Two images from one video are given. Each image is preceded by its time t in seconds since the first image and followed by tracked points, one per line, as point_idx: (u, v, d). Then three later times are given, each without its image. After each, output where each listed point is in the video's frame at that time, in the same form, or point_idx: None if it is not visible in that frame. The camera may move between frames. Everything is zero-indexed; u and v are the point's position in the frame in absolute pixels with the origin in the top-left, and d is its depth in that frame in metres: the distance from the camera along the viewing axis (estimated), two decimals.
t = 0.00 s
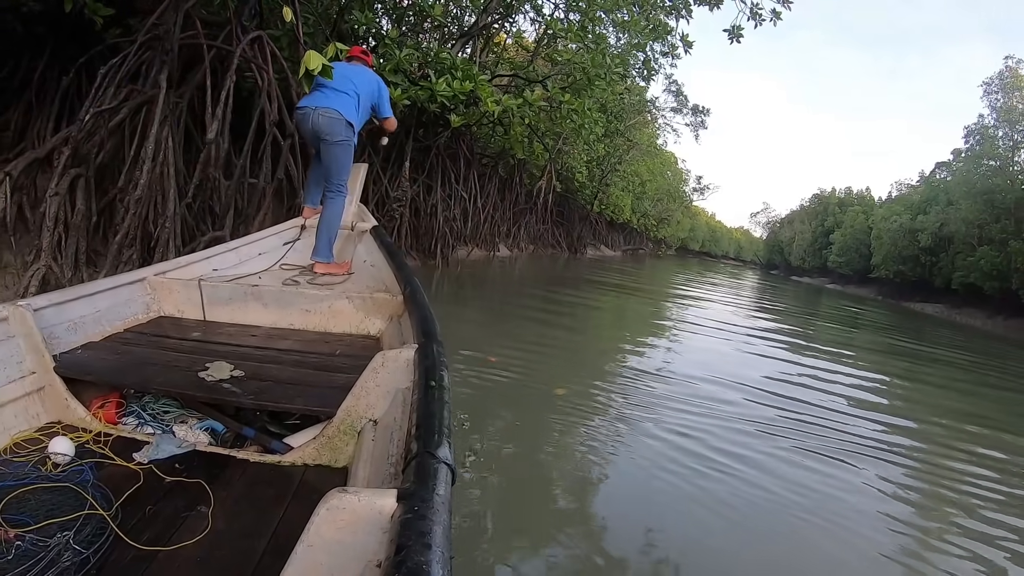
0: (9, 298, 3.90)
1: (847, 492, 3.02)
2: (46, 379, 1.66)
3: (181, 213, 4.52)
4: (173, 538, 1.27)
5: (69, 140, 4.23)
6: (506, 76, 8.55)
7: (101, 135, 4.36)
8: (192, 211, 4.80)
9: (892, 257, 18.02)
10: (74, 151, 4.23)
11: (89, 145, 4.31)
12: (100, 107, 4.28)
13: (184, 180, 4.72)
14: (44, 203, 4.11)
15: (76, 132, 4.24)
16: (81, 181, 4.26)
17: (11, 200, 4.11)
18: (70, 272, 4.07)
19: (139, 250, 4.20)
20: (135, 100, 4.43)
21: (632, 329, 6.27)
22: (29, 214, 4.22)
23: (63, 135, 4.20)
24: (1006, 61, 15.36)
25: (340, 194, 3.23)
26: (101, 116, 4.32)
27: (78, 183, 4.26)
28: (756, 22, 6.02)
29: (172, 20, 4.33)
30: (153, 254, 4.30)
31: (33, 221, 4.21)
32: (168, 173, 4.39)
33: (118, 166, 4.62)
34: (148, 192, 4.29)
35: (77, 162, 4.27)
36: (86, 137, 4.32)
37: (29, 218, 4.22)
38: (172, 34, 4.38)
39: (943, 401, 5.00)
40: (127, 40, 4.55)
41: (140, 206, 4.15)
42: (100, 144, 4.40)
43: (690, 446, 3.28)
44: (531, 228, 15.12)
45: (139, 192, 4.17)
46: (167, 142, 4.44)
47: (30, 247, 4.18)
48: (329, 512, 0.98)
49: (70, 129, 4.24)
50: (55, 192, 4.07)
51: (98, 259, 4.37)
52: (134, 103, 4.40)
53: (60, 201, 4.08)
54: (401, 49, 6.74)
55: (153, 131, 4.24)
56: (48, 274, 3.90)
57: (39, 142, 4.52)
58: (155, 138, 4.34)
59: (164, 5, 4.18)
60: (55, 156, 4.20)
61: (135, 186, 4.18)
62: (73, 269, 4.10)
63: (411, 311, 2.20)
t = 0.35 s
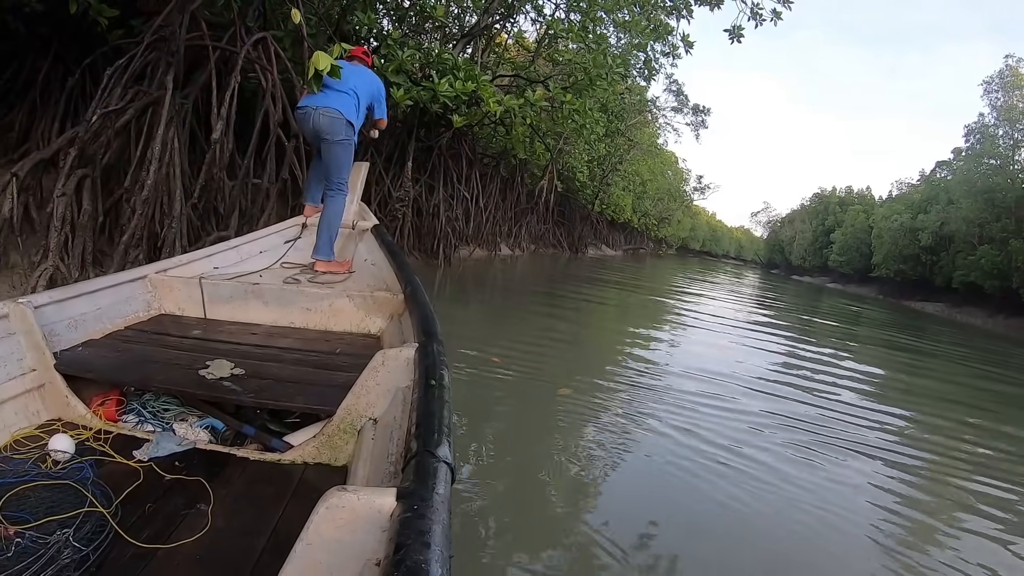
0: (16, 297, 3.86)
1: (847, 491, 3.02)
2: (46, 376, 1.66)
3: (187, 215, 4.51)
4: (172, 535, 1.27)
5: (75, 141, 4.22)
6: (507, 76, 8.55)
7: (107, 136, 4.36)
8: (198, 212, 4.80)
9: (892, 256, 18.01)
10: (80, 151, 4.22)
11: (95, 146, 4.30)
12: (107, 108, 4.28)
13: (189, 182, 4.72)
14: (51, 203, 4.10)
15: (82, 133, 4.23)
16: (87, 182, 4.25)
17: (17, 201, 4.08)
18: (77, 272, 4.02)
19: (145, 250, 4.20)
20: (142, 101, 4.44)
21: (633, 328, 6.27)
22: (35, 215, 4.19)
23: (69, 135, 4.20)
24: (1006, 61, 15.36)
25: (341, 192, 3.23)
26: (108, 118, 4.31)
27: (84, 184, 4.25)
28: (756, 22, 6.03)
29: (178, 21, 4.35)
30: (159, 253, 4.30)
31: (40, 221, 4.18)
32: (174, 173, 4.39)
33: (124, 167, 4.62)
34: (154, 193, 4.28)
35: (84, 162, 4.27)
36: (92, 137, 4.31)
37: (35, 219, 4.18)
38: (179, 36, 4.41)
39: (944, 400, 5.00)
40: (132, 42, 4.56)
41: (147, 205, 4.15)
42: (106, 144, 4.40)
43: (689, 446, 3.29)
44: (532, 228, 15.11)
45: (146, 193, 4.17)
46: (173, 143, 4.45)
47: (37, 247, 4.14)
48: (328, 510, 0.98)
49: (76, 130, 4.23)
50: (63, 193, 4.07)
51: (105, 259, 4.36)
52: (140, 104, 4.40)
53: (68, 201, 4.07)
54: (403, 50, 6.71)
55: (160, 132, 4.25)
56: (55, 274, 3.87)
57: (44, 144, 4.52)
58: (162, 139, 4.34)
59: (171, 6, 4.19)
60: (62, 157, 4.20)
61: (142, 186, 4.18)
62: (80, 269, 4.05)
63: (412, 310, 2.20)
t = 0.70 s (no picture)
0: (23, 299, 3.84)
1: (849, 490, 3.02)
2: (49, 379, 1.66)
3: (193, 217, 4.52)
4: (176, 537, 1.27)
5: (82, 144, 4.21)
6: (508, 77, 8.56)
7: (113, 138, 4.35)
8: (203, 214, 4.78)
9: (892, 257, 18.00)
10: (87, 154, 4.22)
11: (101, 148, 4.29)
12: (114, 110, 4.29)
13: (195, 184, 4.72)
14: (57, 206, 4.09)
15: (88, 136, 4.23)
16: (94, 184, 4.25)
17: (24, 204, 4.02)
18: (83, 274, 4.02)
19: (152, 252, 4.19)
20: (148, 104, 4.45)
21: (634, 329, 6.27)
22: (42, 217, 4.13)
23: (76, 138, 4.19)
24: (1006, 62, 15.36)
25: (343, 194, 3.22)
26: (115, 120, 4.34)
27: (91, 186, 4.25)
28: (757, 24, 6.05)
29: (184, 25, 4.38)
30: (165, 255, 4.31)
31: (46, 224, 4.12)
32: (180, 176, 4.40)
33: (129, 169, 4.61)
34: (161, 195, 4.29)
35: (90, 165, 4.26)
36: (98, 140, 4.30)
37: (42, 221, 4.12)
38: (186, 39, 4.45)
39: (945, 399, 5.00)
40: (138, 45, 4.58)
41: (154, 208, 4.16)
42: (113, 146, 4.39)
43: (691, 445, 3.29)
44: (533, 228, 15.10)
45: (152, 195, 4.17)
46: (179, 146, 4.46)
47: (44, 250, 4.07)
48: (331, 511, 0.98)
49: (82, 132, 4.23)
50: (69, 196, 4.05)
51: (111, 261, 4.34)
52: (146, 106, 4.42)
53: (75, 204, 4.06)
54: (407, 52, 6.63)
55: (166, 135, 4.26)
56: (64, 276, 3.85)
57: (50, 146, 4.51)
58: (168, 142, 4.35)
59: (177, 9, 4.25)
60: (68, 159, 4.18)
61: (149, 188, 4.18)
62: (87, 271, 4.05)
63: (413, 310, 2.20)
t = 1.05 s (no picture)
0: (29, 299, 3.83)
1: (849, 491, 3.02)
2: (51, 381, 1.66)
3: (199, 218, 4.52)
4: (178, 539, 1.27)
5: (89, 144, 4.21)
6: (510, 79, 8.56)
7: (118, 138, 4.36)
8: (208, 214, 4.78)
9: (892, 259, 18.00)
10: (93, 154, 4.22)
11: (108, 149, 4.30)
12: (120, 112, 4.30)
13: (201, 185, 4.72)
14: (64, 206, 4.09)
15: (95, 136, 4.24)
16: (100, 185, 4.25)
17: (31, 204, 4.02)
18: (90, 273, 4.00)
19: (157, 252, 4.22)
20: (154, 105, 4.46)
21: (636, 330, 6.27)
22: (48, 217, 4.12)
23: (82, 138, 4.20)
24: (1006, 64, 15.38)
25: (343, 196, 3.22)
26: (121, 121, 4.35)
27: (97, 187, 4.25)
28: (758, 26, 6.06)
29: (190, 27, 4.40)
30: (171, 255, 4.31)
31: (53, 224, 4.11)
32: (187, 177, 4.41)
33: (135, 170, 4.61)
34: (168, 196, 4.29)
35: (96, 165, 4.27)
36: (104, 140, 4.31)
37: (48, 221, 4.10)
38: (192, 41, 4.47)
39: (945, 401, 5.01)
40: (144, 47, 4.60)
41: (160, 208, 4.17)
42: (120, 147, 4.40)
43: (692, 446, 3.29)
44: (534, 229, 15.09)
45: (159, 195, 4.18)
46: (186, 147, 4.47)
47: (51, 249, 4.07)
48: (333, 512, 0.98)
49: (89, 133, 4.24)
50: (77, 196, 4.06)
51: (116, 261, 4.33)
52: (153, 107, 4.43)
53: (82, 205, 4.07)
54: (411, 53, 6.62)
55: (173, 136, 4.27)
56: (71, 276, 3.84)
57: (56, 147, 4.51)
58: (175, 143, 4.37)
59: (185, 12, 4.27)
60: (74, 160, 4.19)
61: (156, 189, 4.19)
62: (94, 270, 4.04)
63: (415, 311, 2.19)
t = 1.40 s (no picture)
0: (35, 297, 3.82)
1: (849, 489, 3.02)
2: (51, 381, 1.66)
3: (204, 217, 4.51)
4: (178, 539, 1.27)
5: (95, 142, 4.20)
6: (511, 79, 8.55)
7: (124, 136, 4.35)
8: (212, 213, 4.77)
9: (891, 261, 18.00)
10: (100, 152, 4.21)
11: (114, 147, 4.29)
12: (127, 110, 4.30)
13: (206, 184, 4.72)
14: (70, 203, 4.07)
15: (102, 135, 4.23)
16: (106, 183, 4.24)
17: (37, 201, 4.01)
18: (97, 271, 4.00)
19: (163, 250, 4.21)
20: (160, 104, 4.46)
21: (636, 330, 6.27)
22: (54, 214, 4.10)
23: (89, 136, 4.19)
24: (1006, 67, 15.39)
25: (343, 196, 3.22)
26: (128, 119, 4.34)
27: (103, 185, 4.24)
28: (759, 28, 6.05)
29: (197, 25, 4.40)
30: (177, 254, 4.31)
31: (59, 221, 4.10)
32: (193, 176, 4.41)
33: (141, 168, 4.60)
34: (174, 194, 4.29)
35: (102, 163, 4.26)
36: (111, 138, 4.30)
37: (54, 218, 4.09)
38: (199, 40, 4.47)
39: (944, 401, 5.02)
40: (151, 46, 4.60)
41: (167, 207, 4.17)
42: (126, 145, 4.39)
43: (693, 445, 3.29)
44: (534, 229, 15.08)
45: (165, 194, 4.17)
46: (192, 145, 4.47)
47: (57, 247, 4.06)
48: (333, 513, 0.98)
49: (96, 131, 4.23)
50: (83, 194, 4.05)
51: (122, 259, 4.32)
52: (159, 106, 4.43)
53: (89, 202, 4.05)
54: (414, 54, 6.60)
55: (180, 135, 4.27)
56: (78, 273, 3.85)
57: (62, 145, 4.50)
58: (181, 142, 4.37)
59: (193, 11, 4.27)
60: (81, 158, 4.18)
61: (163, 187, 4.19)
62: (100, 268, 4.03)
63: (416, 312, 2.19)
